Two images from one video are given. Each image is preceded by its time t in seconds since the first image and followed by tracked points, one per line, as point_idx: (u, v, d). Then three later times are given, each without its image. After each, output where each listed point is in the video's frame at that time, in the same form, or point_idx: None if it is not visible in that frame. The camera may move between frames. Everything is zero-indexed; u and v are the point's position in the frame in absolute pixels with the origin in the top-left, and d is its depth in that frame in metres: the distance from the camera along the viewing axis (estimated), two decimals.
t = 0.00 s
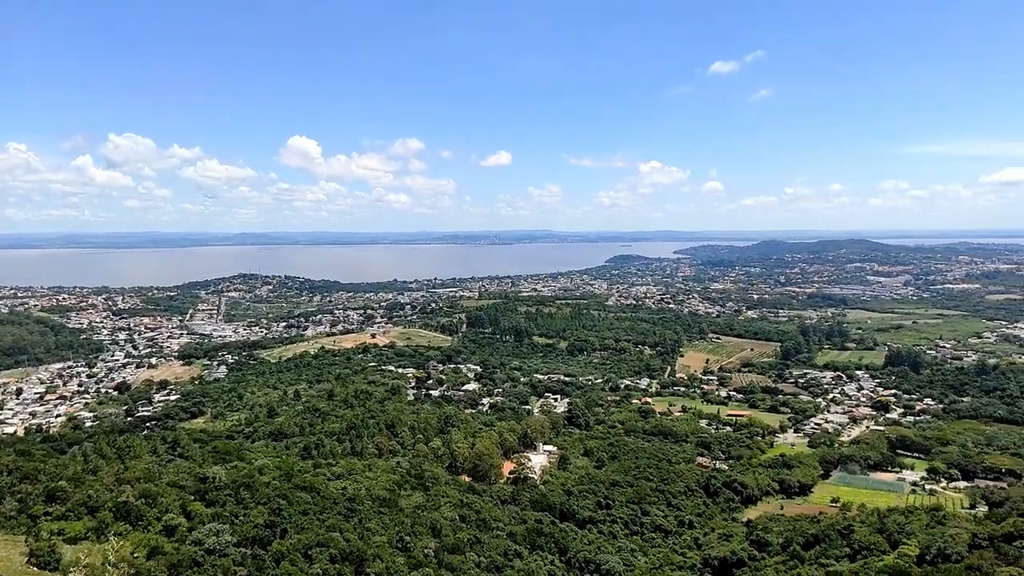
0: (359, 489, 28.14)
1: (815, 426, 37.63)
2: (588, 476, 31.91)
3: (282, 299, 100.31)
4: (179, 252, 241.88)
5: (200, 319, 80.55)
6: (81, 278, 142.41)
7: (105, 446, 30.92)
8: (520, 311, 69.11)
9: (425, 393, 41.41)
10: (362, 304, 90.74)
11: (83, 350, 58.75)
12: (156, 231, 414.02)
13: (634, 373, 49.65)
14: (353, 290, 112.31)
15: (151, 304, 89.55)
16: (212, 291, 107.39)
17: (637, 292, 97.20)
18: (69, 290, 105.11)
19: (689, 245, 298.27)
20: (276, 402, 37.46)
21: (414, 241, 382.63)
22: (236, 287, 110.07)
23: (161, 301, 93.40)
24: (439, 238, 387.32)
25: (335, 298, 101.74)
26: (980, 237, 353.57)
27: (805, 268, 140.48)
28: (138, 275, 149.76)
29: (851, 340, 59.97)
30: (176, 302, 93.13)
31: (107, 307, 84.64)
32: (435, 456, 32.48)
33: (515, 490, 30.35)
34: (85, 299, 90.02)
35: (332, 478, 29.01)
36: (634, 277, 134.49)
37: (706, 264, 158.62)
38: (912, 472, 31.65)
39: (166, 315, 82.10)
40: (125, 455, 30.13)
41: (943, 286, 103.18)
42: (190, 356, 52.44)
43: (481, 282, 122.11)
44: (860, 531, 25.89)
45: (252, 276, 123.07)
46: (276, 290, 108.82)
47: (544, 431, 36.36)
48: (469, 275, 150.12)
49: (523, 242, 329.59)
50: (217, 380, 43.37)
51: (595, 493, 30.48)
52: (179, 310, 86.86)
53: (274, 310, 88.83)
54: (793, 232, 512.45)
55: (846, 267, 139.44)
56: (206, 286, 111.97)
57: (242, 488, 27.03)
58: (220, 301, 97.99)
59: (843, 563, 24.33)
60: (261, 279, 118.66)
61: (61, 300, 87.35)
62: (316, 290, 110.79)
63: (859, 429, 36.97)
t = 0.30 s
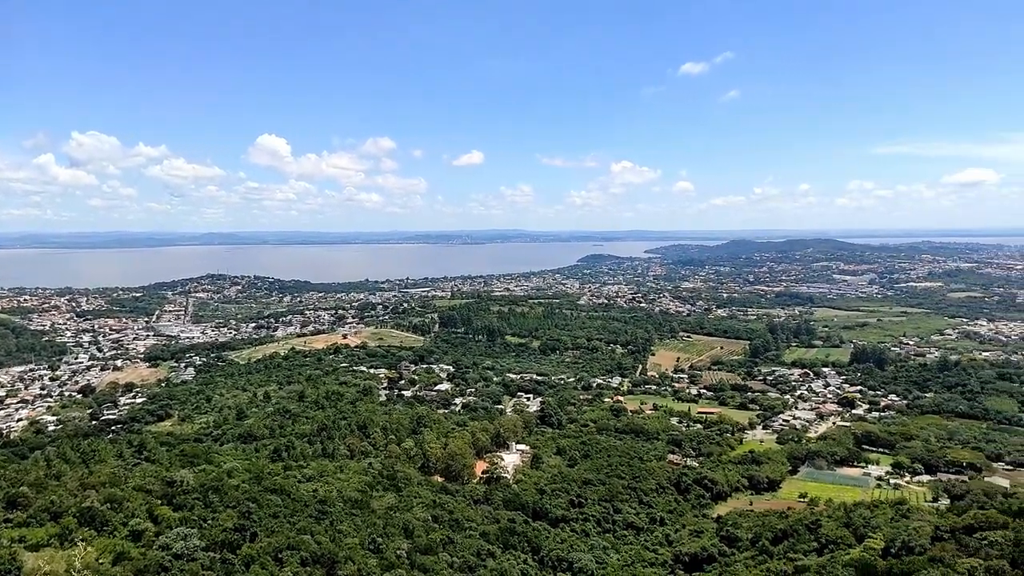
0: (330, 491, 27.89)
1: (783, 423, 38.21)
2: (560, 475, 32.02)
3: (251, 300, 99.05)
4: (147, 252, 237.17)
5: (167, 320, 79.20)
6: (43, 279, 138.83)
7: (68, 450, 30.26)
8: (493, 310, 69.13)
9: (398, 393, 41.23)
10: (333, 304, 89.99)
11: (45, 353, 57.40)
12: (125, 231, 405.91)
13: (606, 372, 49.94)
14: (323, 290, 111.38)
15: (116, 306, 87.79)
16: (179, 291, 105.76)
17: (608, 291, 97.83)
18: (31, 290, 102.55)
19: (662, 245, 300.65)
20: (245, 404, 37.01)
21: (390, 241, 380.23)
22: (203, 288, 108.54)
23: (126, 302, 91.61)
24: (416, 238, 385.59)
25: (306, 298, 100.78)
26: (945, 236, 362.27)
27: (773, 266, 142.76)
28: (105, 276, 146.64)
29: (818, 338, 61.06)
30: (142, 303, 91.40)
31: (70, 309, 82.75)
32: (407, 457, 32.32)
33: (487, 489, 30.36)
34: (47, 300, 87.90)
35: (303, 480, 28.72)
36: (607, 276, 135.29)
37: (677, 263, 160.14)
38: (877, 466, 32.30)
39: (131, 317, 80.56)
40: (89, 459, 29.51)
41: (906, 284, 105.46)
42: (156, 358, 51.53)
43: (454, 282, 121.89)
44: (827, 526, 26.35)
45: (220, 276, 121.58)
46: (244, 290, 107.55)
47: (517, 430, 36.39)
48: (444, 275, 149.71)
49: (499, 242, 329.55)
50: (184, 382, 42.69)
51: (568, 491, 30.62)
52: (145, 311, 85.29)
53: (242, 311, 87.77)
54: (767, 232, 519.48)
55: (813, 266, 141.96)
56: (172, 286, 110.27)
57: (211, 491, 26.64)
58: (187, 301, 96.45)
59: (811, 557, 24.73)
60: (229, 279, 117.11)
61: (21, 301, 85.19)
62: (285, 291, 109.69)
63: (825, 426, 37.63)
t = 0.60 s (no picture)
0: (298, 493, 27.59)
1: (750, 419, 38.77)
2: (531, 473, 32.08)
3: (217, 300, 97.47)
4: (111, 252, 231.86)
5: (129, 321, 77.53)
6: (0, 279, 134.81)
7: (26, 454, 29.50)
8: (463, 309, 69.02)
9: (367, 393, 40.95)
10: (301, 304, 88.98)
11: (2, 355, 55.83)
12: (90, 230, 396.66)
13: (576, 370, 50.18)
14: (290, 290, 110.03)
15: (76, 306, 85.70)
16: (141, 291, 103.70)
17: (578, 290, 98.36)
18: None
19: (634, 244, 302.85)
20: (211, 406, 36.46)
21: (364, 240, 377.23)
22: (166, 288, 106.55)
23: (87, 302, 89.49)
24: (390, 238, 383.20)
25: (273, 298, 99.54)
26: (910, 236, 370.82)
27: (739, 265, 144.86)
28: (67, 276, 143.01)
29: (783, 335, 62.11)
30: (103, 303, 89.33)
31: (28, 309, 80.56)
32: (377, 457, 32.11)
33: (458, 489, 30.31)
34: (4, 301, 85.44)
35: (270, 482, 28.35)
36: (578, 275, 135.93)
37: (646, 262, 161.57)
38: (841, 461, 32.95)
39: (91, 318, 78.69)
40: (48, 463, 28.79)
41: (869, 282, 107.80)
42: (118, 359, 50.46)
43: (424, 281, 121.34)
44: (793, 520, 26.78)
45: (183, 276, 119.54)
46: (209, 290, 105.89)
47: (488, 429, 36.37)
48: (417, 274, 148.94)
49: (473, 241, 328.83)
50: (147, 384, 41.87)
51: (538, 489, 30.70)
52: (106, 312, 83.38)
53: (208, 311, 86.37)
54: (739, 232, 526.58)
55: (779, 264, 144.32)
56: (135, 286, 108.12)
57: (176, 495, 26.16)
58: (150, 301, 94.57)
59: (777, 551, 25.12)
60: (193, 279, 115.19)
61: None
62: (251, 290, 108.20)
63: (791, 422, 38.29)
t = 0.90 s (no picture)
0: (266, 495, 27.25)
1: (718, 415, 39.26)
2: (502, 472, 32.10)
3: (182, 300, 95.70)
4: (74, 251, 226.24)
5: (90, 322, 75.76)
6: None
7: None
8: (434, 309, 68.82)
9: (336, 394, 40.62)
10: (268, 304, 87.85)
11: None
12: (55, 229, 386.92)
13: (547, 368, 50.34)
14: (257, 290, 108.49)
15: (35, 308, 83.48)
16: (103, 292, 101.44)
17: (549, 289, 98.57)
18: None
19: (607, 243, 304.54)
20: (176, 408, 35.85)
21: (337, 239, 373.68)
22: (129, 288, 104.37)
23: (47, 304, 87.22)
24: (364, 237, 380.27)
25: (240, 298, 98.13)
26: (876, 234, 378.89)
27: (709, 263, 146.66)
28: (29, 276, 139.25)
29: (750, 332, 63.04)
30: (63, 304, 87.10)
31: None
32: (347, 458, 31.85)
33: (429, 489, 30.22)
34: None
35: (238, 485, 27.96)
36: (551, 274, 136.35)
37: (617, 261, 162.83)
38: (806, 456, 33.53)
39: (51, 319, 76.75)
40: (7, 469, 28.02)
41: (834, 279, 109.95)
42: (79, 362, 49.30)
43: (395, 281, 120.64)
44: (760, 514, 27.16)
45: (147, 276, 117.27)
46: (174, 290, 104.12)
47: (459, 429, 36.30)
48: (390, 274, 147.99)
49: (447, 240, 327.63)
50: (110, 386, 41.00)
51: (509, 488, 30.72)
52: (66, 313, 81.35)
53: (172, 311, 84.82)
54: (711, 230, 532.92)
55: (747, 262, 146.48)
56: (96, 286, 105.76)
57: (140, 499, 25.64)
58: (113, 302, 92.54)
59: (745, 546, 25.46)
60: (157, 279, 113.02)
61: None
62: (216, 290, 106.52)
63: (758, 417, 38.88)
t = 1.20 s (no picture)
0: (231, 498, 26.84)
1: (684, 412, 39.74)
2: (470, 471, 32.08)
3: (143, 301, 93.54)
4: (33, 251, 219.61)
5: (47, 324, 73.66)
6: None
7: None
8: (402, 308, 68.46)
9: (302, 395, 40.20)
10: (232, 305, 86.44)
11: None
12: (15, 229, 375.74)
13: (515, 367, 50.43)
14: (221, 290, 106.61)
15: None
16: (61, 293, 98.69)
17: (518, 288, 98.69)
18: None
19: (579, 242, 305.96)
20: (137, 411, 35.12)
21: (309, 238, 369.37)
22: (88, 289, 101.72)
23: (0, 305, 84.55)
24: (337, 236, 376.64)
25: (204, 298, 96.37)
26: (842, 233, 387.17)
27: (677, 262, 148.42)
28: None
29: (716, 330, 63.96)
30: (17, 306, 84.50)
31: None
32: (313, 459, 31.55)
33: (396, 489, 30.07)
34: None
35: (201, 488, 27.50)
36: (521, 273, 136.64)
37: (587, 259, 163.88)
38: (770, 451, 34.12)
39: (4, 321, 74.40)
40: None
41: (797, 277, 112.10)
42: (35, 365, 47.94)
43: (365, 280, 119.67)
44: (725, 509, 27.55)
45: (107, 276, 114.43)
46: (135, 291, 101.79)
47: (427, 429, 36.19)
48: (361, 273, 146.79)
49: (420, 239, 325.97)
50: (68, 390, 39.98)
51: (478, 487, 30.72)
52: (21, 315, 78.95)
53: (133, 313, 82.96)
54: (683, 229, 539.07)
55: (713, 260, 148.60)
56: (53, 287, 102.84)
57: (100, 504, 25.04)
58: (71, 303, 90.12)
59: (710, 540, 25.79)
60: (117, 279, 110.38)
61: None
62: (179, 291, 104.45)
63: (723, 414, 39.47)
